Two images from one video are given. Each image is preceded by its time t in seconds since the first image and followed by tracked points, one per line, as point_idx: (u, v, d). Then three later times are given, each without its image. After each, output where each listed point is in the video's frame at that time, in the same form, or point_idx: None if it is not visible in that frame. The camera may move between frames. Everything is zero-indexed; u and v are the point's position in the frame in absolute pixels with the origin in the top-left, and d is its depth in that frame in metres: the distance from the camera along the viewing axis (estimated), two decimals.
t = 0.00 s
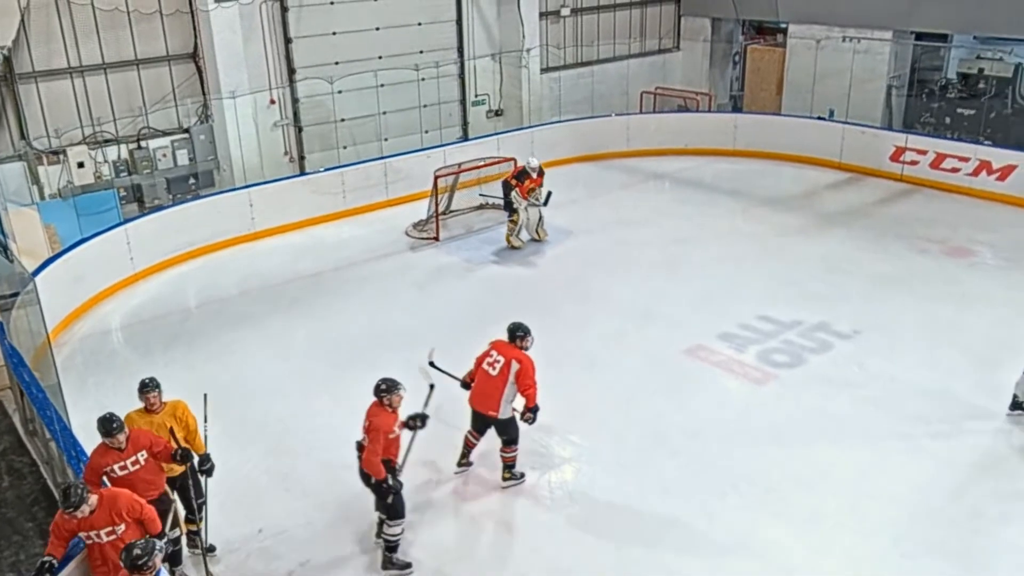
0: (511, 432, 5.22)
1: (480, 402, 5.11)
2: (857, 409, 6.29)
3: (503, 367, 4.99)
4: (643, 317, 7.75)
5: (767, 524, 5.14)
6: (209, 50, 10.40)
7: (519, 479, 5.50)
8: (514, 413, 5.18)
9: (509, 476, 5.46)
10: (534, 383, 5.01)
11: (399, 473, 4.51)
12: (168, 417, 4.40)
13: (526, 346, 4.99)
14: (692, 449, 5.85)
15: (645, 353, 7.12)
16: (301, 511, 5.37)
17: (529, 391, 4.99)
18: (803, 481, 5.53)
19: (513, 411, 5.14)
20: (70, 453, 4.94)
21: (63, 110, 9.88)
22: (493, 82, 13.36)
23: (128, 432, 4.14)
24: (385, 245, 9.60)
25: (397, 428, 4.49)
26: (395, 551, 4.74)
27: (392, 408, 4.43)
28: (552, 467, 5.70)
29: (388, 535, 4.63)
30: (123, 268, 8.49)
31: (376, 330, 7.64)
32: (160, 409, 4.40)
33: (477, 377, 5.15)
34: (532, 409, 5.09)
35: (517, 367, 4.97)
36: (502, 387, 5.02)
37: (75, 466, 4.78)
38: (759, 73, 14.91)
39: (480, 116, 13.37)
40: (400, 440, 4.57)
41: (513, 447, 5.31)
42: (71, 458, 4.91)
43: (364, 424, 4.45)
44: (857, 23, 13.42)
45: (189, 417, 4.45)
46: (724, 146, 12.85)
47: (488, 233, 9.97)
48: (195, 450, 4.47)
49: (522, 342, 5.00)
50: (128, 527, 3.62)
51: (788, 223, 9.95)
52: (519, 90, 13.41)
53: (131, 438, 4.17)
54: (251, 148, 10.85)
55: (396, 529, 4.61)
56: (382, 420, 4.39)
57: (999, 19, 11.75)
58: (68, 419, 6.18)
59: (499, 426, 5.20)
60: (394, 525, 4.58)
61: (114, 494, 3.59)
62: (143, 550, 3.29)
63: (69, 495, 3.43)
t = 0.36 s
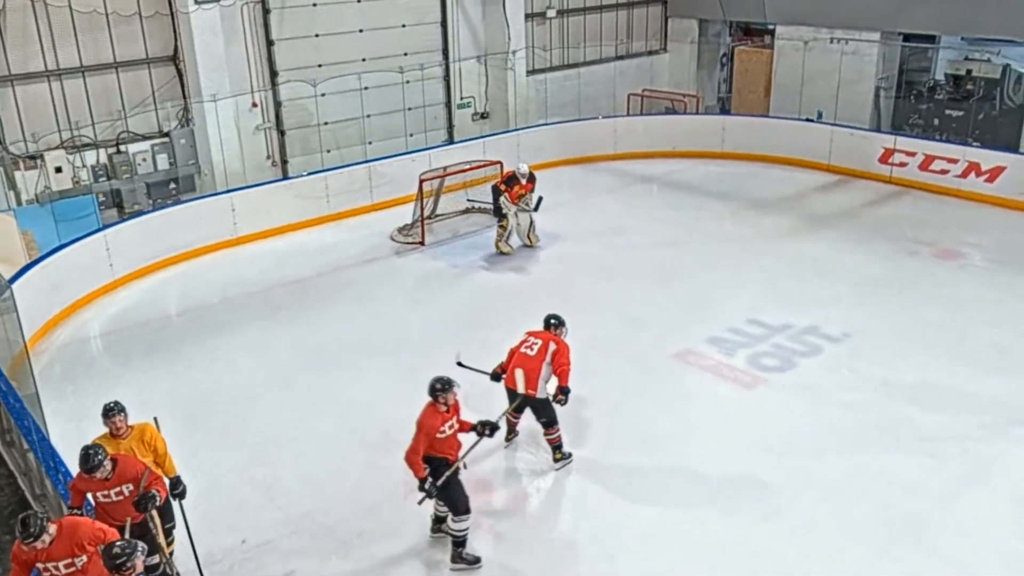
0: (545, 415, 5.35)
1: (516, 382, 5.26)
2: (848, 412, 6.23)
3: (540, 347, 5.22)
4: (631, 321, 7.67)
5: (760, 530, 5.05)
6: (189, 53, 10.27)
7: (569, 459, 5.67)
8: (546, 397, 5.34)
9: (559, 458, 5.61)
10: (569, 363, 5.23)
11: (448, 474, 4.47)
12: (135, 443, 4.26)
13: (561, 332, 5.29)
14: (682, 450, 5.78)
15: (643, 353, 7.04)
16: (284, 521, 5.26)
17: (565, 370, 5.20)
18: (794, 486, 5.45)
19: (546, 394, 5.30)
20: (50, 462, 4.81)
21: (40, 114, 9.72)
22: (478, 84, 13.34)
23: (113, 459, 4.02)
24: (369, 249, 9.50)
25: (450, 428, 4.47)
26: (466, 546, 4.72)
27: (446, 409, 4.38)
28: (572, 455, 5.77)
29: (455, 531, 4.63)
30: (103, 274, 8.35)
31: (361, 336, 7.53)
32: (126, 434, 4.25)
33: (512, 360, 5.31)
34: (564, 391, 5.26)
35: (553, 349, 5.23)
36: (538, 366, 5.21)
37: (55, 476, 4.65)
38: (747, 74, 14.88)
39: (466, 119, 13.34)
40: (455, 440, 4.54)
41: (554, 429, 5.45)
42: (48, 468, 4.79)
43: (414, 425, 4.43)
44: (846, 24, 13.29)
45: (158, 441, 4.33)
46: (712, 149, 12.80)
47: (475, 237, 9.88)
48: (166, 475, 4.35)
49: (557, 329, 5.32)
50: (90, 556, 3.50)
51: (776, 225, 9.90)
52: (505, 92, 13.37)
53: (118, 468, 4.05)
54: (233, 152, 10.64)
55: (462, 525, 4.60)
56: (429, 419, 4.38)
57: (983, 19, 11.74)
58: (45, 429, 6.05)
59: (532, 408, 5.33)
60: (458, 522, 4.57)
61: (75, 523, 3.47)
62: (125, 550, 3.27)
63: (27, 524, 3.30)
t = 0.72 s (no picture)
0: (584, 390, 5.63)
1: (555, 357, 5.58)
2: (842, 416, 6.16)
3: (580, 326, 5.52)
4: (624, 325, 7.61)
5: (757, 535, 4.98)
6: (176, 55, 10.20)
7: (610, 431, 5.96)
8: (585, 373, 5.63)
9: (602, 429, 5.91)
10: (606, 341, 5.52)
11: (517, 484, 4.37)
12: (124, 460, 4.14)
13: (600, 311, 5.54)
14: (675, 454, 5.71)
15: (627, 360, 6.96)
16: (272, 528, 5.17)
17: (603, 347, 5.48)
18: (789, 490, 5.38)
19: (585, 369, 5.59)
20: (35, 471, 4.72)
21: (23, 116, 9.60)
22: (468, 87, 13.27)
23: (99, 488, 3.84)
24: (358, 253, 9.41)
25: (522, 436, 4.36)
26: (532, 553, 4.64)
27: (519, 418, 4.28)
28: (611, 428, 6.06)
29: (523, 539, 4.54)
30: (87, 279, 8.24)
31: (350, 341, 7.44)
32: (117, 452, 4.12)
33: (553, 338, 5.64)
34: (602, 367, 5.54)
35: (592, 327, 5.51)
36: (578, 343, 5.51)
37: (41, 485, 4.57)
38: (740, 75, 14.78)
39: (456, 121, 13.22)
40: (527, 446, 4.43)
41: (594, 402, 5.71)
42: (33, 477, 4.70)
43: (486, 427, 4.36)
44: (836, 24, 13.48)
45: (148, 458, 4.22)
46: (704, 150, 12.76)
47: (465, 241, 9.80)
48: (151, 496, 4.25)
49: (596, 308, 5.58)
50: None
51: (769, 228, 9.86)
52: (495, 94, 13.37)
53: (102, 497, 3.87)
54: (220, 157, 10.69)
55: (530, 533, 4.50)
56: (501, 426, 4.30)
57: (977, 19, 11.96)
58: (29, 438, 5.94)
59: (572, 382, 5.64)
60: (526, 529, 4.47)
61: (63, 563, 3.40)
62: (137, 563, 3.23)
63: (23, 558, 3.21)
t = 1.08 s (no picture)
0: (616, 367, 5.93)
1: (589, 336, 5.85)
2: (840, 418, 6.12)
3: (611, 306, 5.81)
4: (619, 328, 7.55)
5: (753, 539, 4.93)
6: (165, 56, 10.14)
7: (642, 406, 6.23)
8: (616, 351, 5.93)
9: (634, 405, 6.16)
10: (637, 321, 5.83)
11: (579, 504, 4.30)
12: (125, 479, 4.04)
13: (631, 292, 5.82)
14: (673, 453, 5.68)
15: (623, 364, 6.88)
16: (264, 535, 5.10)
17: (634, 327, 5.79)
18: (787, 493, 5.33)
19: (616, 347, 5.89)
20: (36, 498, 4.63)
21: (12, 119, 9.51)
22: (461, 88, 13.31)
23: (47, 526, 3.69)
24: (351, 256, 9.35)
25: (585, 454, 4.27)
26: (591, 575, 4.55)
27: (582, 435, 4.19)
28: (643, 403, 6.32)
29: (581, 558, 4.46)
30: (76, 283, 8.17)
31: (343, 344, 7.38)
32: (118, 472, 4.01)
33: (586, 318, 5.93)
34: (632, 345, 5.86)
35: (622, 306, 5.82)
36: (609, 323, 5.81)
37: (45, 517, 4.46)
38: (735, 76, 14.87)
39: (449, 123, 13.22)
40: (592, 464, 4.34)
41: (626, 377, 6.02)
42: (22, 483, 4.63)
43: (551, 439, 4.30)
44: (831, 26, 13.32)
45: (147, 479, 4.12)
46: (698, 152, 12.73)
47: (460, 244, 9.75)
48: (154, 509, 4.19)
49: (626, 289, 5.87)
50: None
51: (764, 230, 9.82)
52: (488, 96, 13.36)
53: (54, 535, 3.72)
54: (211, 158, 10.65)
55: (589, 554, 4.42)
56: (563, 442, 4.21)
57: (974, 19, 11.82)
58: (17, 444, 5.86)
59: (604, 360, 5.94)
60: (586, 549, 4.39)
61: None
62: None
63: None
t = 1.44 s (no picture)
0: (644, 346, 6.22)
1: (619, 317, 6.15)
2: (836, 421, 6.07)
3: (640, 289, 6.09)
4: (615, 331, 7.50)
5: (751, 542, 4.88)
6: (156, 57, 10.09)
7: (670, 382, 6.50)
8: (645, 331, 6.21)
9: (662, 382, 6.44)
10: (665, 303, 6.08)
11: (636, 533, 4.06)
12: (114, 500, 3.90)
13: (662, 276, 6.06)
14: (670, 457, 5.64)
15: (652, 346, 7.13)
16: (257, 540, 5.04)
17: (661, 309, 6.05)
18: (784, 496, 5.28)
19: (645, 327, 6.17)
20: (27, 499, 4.40)
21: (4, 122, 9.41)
22: (455, 89, 13.26)
23: None
24: (344, 259, 9.29)
25: (649, 485, 4.01)
26: None
27: (648, 466, 3.93)
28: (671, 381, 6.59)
29: None
30: (67, 287, 8.10)
31: (336, 348, 7.32)
32: (106, 494, 3.87)
33: (618, 300, 6.24)
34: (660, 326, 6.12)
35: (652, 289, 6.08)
36: (637, 304, 6.09)
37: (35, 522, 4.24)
38: (730, 77, 14.86)
39: (443, 124, 13.20)
40: (654, 493, 4.09)
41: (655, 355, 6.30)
42: (11, 488, 4.59)
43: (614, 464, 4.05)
44: (829, 27, 13.28)
45: (139, 499, 3.95)
46: (694, 153, 12.69)
47: (454, 246, 9.70)
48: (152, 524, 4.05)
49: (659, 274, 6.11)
50: None
51: (760, 231, 9.78)
52: (483, 97, 13.34)
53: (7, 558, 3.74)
54: (203, 160, 10.60)
55: None
56: (627, 471, 3.96)
57: (967, 19, 11.83)
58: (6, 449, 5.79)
59: (632, 339, 6.23)
60: None
61: None
62: None
63: None
